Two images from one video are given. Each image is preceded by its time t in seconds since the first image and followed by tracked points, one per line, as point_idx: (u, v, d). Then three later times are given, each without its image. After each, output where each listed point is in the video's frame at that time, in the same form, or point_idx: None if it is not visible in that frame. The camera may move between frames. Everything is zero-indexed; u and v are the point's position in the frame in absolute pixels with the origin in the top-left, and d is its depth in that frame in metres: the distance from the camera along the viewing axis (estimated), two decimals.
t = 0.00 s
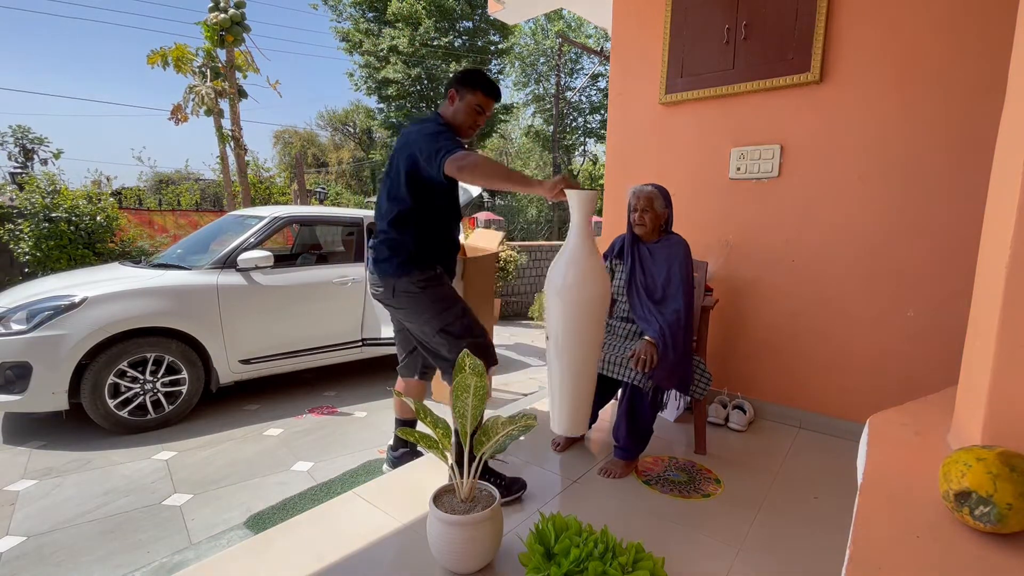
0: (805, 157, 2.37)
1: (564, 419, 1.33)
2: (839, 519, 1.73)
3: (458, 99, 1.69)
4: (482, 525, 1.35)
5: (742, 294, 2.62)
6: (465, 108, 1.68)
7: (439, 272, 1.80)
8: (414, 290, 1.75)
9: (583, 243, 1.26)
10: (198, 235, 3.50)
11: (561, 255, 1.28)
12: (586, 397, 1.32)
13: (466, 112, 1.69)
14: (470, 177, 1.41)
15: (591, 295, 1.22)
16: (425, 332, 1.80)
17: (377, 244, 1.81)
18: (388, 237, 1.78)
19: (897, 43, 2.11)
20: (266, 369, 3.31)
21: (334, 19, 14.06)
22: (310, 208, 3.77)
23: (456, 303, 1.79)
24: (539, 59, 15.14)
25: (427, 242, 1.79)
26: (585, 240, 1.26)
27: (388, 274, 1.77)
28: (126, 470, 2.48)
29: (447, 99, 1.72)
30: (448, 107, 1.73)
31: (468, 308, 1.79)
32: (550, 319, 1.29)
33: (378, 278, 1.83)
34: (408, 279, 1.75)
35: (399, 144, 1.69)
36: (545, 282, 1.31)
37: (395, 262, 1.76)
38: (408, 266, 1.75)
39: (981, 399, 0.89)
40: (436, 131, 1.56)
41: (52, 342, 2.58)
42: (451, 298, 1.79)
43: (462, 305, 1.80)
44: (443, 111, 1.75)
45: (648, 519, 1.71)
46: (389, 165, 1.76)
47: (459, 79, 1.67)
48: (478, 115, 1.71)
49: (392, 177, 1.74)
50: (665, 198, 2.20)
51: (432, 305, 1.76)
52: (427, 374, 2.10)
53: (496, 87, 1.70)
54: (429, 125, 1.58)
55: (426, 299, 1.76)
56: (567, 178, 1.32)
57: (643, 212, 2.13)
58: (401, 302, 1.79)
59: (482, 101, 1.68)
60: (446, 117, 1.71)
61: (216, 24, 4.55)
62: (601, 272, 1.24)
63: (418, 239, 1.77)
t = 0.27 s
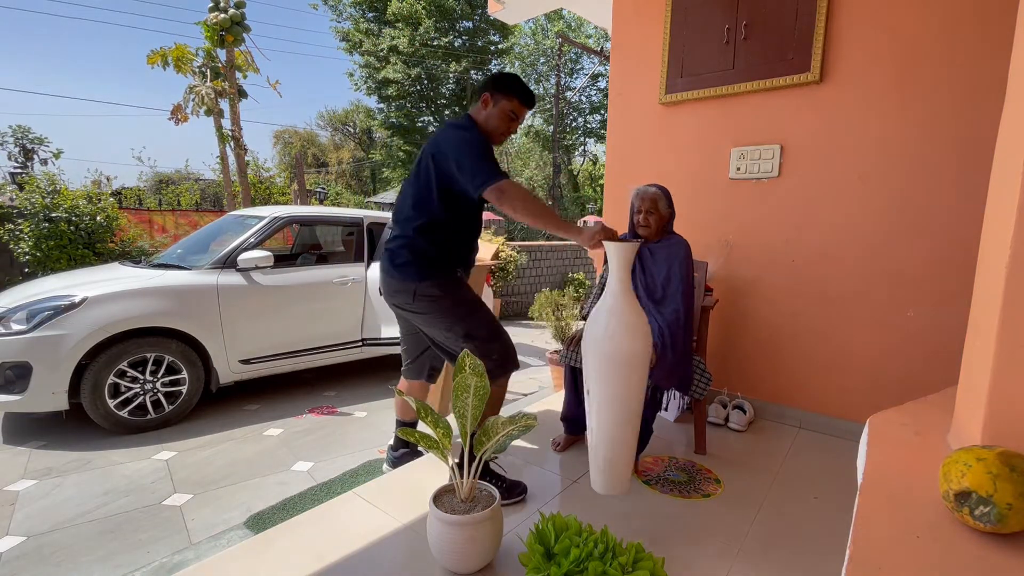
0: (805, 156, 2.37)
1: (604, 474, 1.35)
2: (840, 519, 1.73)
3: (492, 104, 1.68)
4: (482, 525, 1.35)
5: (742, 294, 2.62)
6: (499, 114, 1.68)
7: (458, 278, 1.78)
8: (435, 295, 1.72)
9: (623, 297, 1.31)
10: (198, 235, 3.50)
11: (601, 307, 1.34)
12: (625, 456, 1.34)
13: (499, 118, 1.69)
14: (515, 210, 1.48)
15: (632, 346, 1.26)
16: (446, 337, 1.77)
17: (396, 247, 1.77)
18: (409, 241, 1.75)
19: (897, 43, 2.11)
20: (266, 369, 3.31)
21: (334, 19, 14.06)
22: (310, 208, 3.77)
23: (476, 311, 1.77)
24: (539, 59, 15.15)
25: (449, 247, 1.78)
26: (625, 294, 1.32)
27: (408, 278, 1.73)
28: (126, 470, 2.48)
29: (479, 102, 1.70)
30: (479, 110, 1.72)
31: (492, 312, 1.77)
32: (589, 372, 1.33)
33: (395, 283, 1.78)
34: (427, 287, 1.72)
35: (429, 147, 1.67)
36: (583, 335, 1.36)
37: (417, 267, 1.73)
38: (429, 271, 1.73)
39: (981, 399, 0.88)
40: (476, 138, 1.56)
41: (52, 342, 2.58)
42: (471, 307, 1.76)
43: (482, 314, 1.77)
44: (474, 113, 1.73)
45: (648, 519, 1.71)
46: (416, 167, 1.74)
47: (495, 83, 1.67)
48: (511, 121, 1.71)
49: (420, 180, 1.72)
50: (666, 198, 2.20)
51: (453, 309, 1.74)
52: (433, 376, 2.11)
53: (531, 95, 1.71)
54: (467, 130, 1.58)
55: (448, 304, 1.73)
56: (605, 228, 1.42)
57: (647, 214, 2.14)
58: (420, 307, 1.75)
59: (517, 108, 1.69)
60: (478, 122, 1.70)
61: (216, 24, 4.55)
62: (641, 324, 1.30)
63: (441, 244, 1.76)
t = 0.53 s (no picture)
0: (805, 156, 2.37)
1: (633, 505, 1.41)
2: (840, 519, 1.73)
3: (520, 112, 1.68)
4: (482, 525, 1.35)
5: (742, 294, 2.62)
6: (526, 123, 1.68)
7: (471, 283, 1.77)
8: (449, 300, 1.72)
9: (648, 335, 1.35)
10: (199, 235, 3.50)
11: (626, 345, 1.38)
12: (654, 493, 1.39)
13: (527, 127, 1.69)
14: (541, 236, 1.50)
15: (658, 383, 1.31)
16: (458, 342, 1.78)
17: (409, 249, 1.76)
18: (424, 246, 1.74)
19: (897, 42, 2.11)
20: (266, 369, 3.31)
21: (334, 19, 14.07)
22: (310, 208, 3.77)
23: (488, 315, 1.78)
24: (539, 59, 15.16)
25: (463, 252, 1.78)
26: (649, 332, 1.36)
27: (421, 283, 1.72)
28: (126, 471, 2.48)
29: (507, 109, 1.69)
30: (506, 117, 1.70)
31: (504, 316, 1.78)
32: (616, 408, 1.38)
33: (407, 288, 1.77)
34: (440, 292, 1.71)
35: (451, 153, 1.64)
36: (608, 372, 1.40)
37: (431, 272, 1.72)
38: (443, 276, 1.72)
39: (981, 399, 0.89)
40: (501, 148, 1.55)
41: (52, 342, 2.58)
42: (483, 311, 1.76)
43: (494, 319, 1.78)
44: (500, 119, 1.72)
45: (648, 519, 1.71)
46: (434, 172, 1.71)
47: (526, 92, 1.66)
48: (537, 132, 1.72)
49: (438, 186, 1.69)
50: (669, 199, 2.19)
51: (467, 315, 1.74)
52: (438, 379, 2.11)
53: (559, 106, 1.72)
54: (492, 140, 1.57)
55: (461, 309, 1.73)
56: (628, 264, 1.48)
57: (652, 215, 2.13)
58: (432, 312, 1.75)
59: (545, 119, 1.70)
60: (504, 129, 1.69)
61: (216, 24, 4.55)
62: (667, 360, 1.34)
63: (455, 249, 1.75)
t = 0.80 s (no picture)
0: (805, 156, 2.37)
1: (643, 522, 1.40)
2: (839, 518, 1.74)
3: (535, 119, 1.68)
4: (482, 525, 1.35)
5: (742, 294, 2.62)
6: (541, 130, 1.69)
7: (476, 288, 1.78)
8: (456, 304, 1.72)
9: (660, 351, 1.34)
10: (199, 235, 3.50)
11: (638, 362, 1.36)
12: (668, 510, 1.38)
13: (541, 134, 1.69)
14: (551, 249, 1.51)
15: (670, 403, 1.29)
16: (465, 345, 1.78)
17: (416, 252, 1.75)
18: (432, 249, 1.73)
19: (897, 42, 2.11)
20: (267, 369, 3.31)
21: (334, 19, 14.07)
22: (310, 208, 3.77)
23: (495, 319, 1.78)
24: (539, 60, 15.18)
25: (470, 256, 1.77)
26: (662, 350, 1.34)
27: (428, 287, 1.71)
28: (126, 471, 2.48)
29: (522, 115, 1.69)
30: (520, 123, 1.70)
31: (511, 319, 1.78)
32: (628, 427, 1.36)
33: (413, 291, 1.76)
34: (447, 296, 1.71)
35: (463, 159, 1.63)
36: (620, 389, 1.39)
37: (438, 275, 1.71)
38: (450, 281, 1.72)
39: (981, 399, 0.89)
40: (514, 157, 1.55)
41: (52, 342, 2.58)
42: (490, 317, 1.77)
43: (501, 323, 1.79)
44: (514, 124, 1.72)
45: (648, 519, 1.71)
46: (444, 176, 1.69)
47: (543, 100, 1.66)
48: (550, 139, 1.73)
49: (448, 190, 1.68)
50: (670, 199, 2.18)
51: (473, 319, 1.74)
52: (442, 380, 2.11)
53: (573, 114, 1.72)
54: (504, 148, 1.57)
55: (468, 313, 1.74)
56: (640, 280, 1.45)
57: (655, 215, 2.12)
58: (439, 315, 1.75)
59: (559, 127, 1.70)
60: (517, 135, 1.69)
61: (216, 24, 4.55)
62: (679, 378, 1.32)
63: (463, 254, 1.75)
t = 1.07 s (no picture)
0: (805, 156, 2.37)
1: (640, 524, 1.40)
2: (839, 518, 1.74)
3: (539, 121, 1.68)
4: (482, 525, 1.35)
5: (742, 294, 2.62)
6: (545, 132, 1.69)
7: (479, 288, 1.78)
8: (459, 305, 1.72)
9: (661, 354, 1.33)
10: (199, 235, 3.50)
11: (639, 365, 1.36)
12: (667, 512, 1.38)
13: (545, 136, 1.69)
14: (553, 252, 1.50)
15: (670, 405, 1.29)
16: (467, 346, 1.78)
17: (419, 252, 1.75)
18: (435, 250, 1.73)
19: (897, 42, 2.11)
20: (267, 369, 3.31)
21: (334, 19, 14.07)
22: (310, 208, 3.77)
23: (497, 320, 1.78)
24: (539, 59, 15.18)
25: (473, 257, 1.77)
26: (664, 353, 1.34)
27: (430, 288, 1.71)
28: (126, 470, 2.48)
29: (526, 116, 1.69)
30: (525, 125, 1.70)
31: (514, 320, 1.78)
32: (627, 428, 1.36)
33: (416, 292, 1.76)
34: (449, 297, 1.71)
35: (467, 160, 1.63)
36: (620, 391, 1.39)
37: (441, 277, 1.71)
38: (453, 282, 1.72)
39: (981, 399, 0.89)
40: (518, 159, 1.55)
41: (52, 342, 2.58)
42: (492, 317, 1.77)
43: (503, 324, 1.79)
44: (518, 125, 1.72)
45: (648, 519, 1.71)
46: (448, 178, 1.69)
47: (547, 101, 1.66)
48: (554, 141, 1.73)
49: (451, 192, 1.68)
50: (670, 200, 2.18)
51: (476, 319, 1.74)
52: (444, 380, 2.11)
53: (577, 116, 1.72)
54: (508, 149, 1.57)
55: (471, 313, 1.74)
56: (642, 284, 1.45)
57: (656, 215, 2.12)
58: (442, 316, 1.75)
59: (563, 129, 1.70)
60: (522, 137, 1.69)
61: (216, 24, 4.55)
62: (680, 380, 1.31)
63: (466, 255, 1.75)
